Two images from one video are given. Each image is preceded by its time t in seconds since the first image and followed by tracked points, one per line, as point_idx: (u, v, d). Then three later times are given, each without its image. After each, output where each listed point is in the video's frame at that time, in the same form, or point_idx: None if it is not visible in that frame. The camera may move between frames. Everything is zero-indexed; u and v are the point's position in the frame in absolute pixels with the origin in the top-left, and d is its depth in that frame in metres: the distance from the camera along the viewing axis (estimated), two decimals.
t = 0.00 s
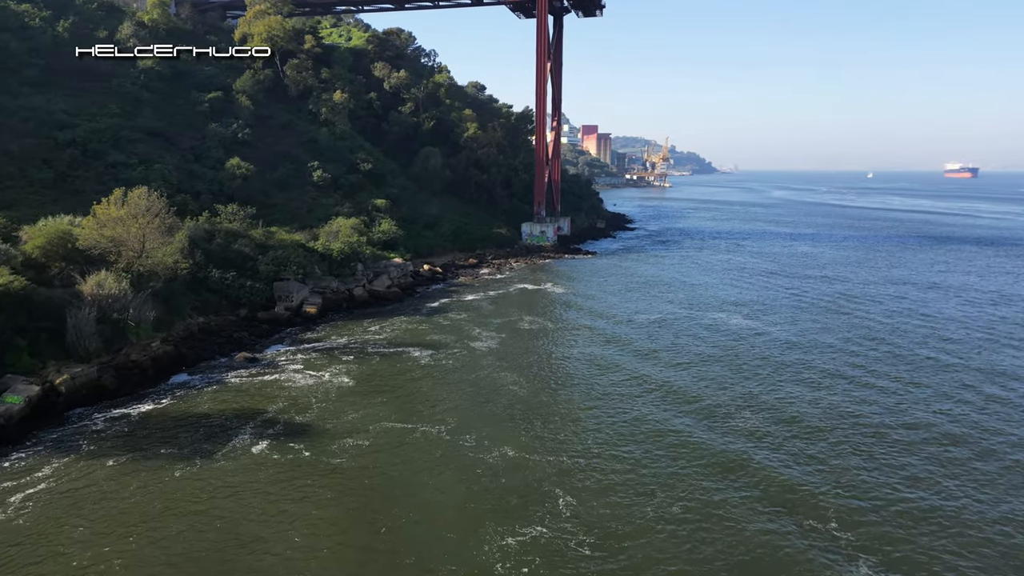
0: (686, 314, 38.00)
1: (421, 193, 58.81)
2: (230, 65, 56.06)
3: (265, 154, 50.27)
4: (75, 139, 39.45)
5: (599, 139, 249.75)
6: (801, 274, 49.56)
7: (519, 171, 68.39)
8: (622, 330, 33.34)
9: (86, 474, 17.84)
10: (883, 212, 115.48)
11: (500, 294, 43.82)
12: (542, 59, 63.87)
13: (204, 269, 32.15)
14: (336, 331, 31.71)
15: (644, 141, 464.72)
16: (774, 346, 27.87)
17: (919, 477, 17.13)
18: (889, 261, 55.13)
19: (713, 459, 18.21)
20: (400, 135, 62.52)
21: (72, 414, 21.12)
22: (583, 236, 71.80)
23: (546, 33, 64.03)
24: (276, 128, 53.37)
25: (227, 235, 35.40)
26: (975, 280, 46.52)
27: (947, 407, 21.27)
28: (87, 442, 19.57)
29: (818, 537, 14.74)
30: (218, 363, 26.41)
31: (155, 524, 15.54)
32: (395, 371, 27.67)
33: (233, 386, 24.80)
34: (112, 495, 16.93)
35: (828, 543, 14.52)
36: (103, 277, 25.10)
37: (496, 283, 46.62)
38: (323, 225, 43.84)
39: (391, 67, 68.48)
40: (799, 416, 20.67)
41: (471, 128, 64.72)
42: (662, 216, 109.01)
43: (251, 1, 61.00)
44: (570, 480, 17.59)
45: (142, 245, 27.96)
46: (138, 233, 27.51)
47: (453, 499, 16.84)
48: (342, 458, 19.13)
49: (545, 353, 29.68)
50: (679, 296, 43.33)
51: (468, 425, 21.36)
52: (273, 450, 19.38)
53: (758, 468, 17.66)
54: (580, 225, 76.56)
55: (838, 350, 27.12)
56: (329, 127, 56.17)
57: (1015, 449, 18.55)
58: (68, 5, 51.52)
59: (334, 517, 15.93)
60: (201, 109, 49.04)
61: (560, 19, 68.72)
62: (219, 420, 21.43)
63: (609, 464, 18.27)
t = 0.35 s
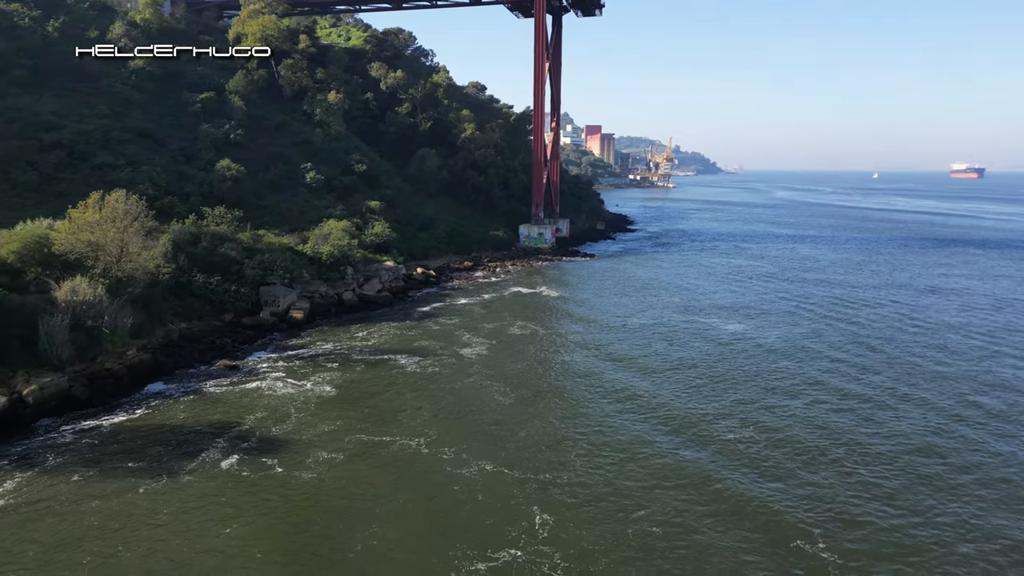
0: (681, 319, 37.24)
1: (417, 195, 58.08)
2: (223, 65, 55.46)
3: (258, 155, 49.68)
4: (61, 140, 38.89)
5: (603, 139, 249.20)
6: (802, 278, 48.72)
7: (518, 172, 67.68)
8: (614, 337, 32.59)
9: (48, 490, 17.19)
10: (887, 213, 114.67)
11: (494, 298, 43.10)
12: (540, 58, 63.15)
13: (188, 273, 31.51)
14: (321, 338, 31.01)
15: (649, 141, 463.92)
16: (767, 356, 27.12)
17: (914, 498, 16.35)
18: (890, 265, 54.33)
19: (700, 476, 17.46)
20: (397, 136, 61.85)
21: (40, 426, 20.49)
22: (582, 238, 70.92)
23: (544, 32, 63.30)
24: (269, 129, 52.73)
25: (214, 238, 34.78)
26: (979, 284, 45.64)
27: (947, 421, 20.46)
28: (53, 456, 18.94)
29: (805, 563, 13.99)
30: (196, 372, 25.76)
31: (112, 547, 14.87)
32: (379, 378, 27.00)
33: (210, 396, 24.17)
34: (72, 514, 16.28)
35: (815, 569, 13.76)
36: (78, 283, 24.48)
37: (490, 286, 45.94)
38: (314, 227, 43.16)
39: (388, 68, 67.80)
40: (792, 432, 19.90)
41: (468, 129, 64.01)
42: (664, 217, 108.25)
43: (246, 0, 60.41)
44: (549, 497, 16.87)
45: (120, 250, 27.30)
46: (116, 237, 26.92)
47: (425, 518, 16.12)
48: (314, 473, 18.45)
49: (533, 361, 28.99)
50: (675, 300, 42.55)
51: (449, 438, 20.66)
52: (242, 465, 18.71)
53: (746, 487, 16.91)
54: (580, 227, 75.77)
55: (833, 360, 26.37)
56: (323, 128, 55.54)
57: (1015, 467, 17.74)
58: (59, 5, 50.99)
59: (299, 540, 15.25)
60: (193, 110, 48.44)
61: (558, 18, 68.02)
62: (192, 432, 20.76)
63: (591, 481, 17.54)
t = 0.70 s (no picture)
0: (676, 325, 36.42)
1: (413, 197, 57.35)
2: (216, 65, 54.85)
3: (250, 157, 49.06)
4: (47, 142, 38.27)
5: (607, 139, 248.46)
6: (802, 281, 47.85)
7: (516, 173, 66.90)
8: (607, 343, 31.80)
9: (7, 508, 16.55)
10: (891, 214, 113.83)
11: (488, 302, 42.34)
12: (538, 58, 62.39)
13: (171, 277, 30.83)
14: (307, 344, 30.31)
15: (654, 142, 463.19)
16: (762, 365, 26.33)
17: (908, 521, 15.57)
18: (893, 268, 53.38)
19: (685, 497, 16.72)
20: (393, 137, 61.15)
21: (6, 439, 19.83)
22: (581, 240, 70.15)
23: (542, 31, 62.55)
24: (262, 130, 52.09)
25: (199, 242, 34.12)
26: (983, 288, 44.73)
27: (944, 437, 19.64)
28: (17, 470, 18.28)
29: None
30: (174, 381, 25.09)
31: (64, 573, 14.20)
32: (362, 387, 26.24)
33: (186, 407, 23.48)
34: (29, 533, 15.63)
35: None
36: (51, 289, 23.80)
37: (484, 290, 45.18)
38: (305, 230, 42.47)
39: (385, 68, 67.12)
40: (783, 449, 19.12)
41: (465, 130, 63.26)
42: (666, 218, 107.39)
43: None
44: (527, 516, 16.16)
45: (98, 254, 26.65)
46: (93, 242, 26.33)
47: (393, 540, 15.40)
48: (284, 488, 17.76)
49: (522, 369, 28.22)
50: (672, 305, 41.69)
51: (427, 452, 19.94)
52: (211, 482, 18.01)
53: (732, 508, 16.16)
54: (579, 228, 74.99)
55: (830, 369, 25.56)
56: (317, 129, 54.88)
57: (1015, 488, 16.92)
58: (50, 5, 50.41)
59: (261, 565, 14.56)
60: (184, 111, 47.81)
61: (557, 18, 67.28)
62: (163, 445, 20.08)
63: (572, 500, 16.83)
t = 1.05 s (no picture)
0: (672, 331, 35.65)
1: (409, 198, 56.61)
2: (210, 65, 54.25)
3: (242, 158, 48.48)
4: (33, 143, 37.64)
5: (611, 139, 247.51)
6: (803, 285, 47.00)
7: (515, 174, 66.10)
8: (600, 351, 31.06)
9: None
10: (895, 215, 112.68)
11: (481, 306, 41.59)
12: (536, 58, 61.60)
13: (154, 282, 30.18)
14: (291, 352, 29.62)
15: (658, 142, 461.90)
16: (754, 376, 25.62)
17: (898, 548, 14.82)
18: (895, 272, 52.46)
19: (666, 521, 15.99)
20: (390, 137, 60.39)
21: None
22: (581, 242, 69.34)
23: (540, 30, 61.76)
24: (256, 132, 51.46)
25: (185, 245, 33.51)
26: (987, 293, 43.84)
27: (942, 456, 18.84)
28: None
29: None
30: (150, 391, 24.43)
31: None
32: (345, 397, 25.49)
33: (161, 418, 22.80)
34: None
35: None
36: (23, 296, 23.15)
37: (479, 293, 44.45)
38: (296, 232, 41.79)
39: (383, 68, 66.45)
40: (773, 469, 18.33)
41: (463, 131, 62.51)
42: (668, 219, 106.46)
43: None
44: (501, 540, 15.44)
45: (74, 260, 26.05)
46: (68, 246, 25.78)
47: (359, 563, 14.70)
48: (252, 506, 17.07)
49: (512, 378, 27.49)
50: (668, 310, 40.90)
51: (404, 468, 19.24)
52: (177, 499, 17.34)
53: (714, 534, 15.42)
54: (579, 231, 74.19)
55: (822, 382, 24.80)
56: (311, 130, 54.23)
57: (1013, 512, 16.14)
58: (41, 5, 49.90)
59: None
60: (175, 112, 47.22)
61: (555, 18, 66.55)
62: (132, 460, 19.40)
63: (550, 523, 16.12)
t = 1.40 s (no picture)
0: (668, 337, 34.85)
1: (405, 200, 55.90)
2: (204, 65, 53.67)
3: (235, 160, 47.90)
4: (19, 145, 36.97)
5: (615, 139, 246.54)
6: (803, 289, 46.17)
7: (514, 175, 65.32)
8: (593, 360, 30.26)
9: None
10: (900, 215, 111.54)
11: (475, 310, 40.88)
12: (535, 58, 60.79)
13: (135, 287, 29.53)
14: (275, 358, 28.93)
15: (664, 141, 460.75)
16: (748, 387, 24.85)
17: None
18: (897, 275, 51.60)
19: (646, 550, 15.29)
20: (386, 138, 59.67)
21: None
22: (580, 244, 68.56)
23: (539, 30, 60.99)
24: (249, 133, 50.89)
25: (170, 248, 32.88)
26: (991, 297, 42.97)
27: (936, 481, 18.16)
28: None
29: None
30: (126, 401, 23.79)
31: None
32: (327, 407, 24.76)
33: (136, 429, 22.13)
34: None
35: None
36: None
37: (473, 297, 43.75)
38: (287, 235, 41.13)
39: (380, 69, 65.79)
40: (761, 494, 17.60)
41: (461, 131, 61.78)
42: (671, 220, 105.54)
43: None
44: (472, 565, 14.75)
45: (49, 265, 25.38)
46: (43, 250, 25.15)
47: None
48: (217, 525, 16.39)
49: (500, 387, 26.72)
50: (666, 315, 40.09)
51: (380, 484, 18.55)
52: (141, 516, 16.69)
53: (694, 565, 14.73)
54: (579, 232, 73.41)
55: (818, 394, 24.05)
56: (306, 131, 53.60)
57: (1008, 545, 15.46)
58: (33, 4, 49.39)
59: None
60: (166, 113, 46.66)
61: (554, 17, 65.75)
62: (98, 476, 18.73)
63: (524, 547, 15.43)
